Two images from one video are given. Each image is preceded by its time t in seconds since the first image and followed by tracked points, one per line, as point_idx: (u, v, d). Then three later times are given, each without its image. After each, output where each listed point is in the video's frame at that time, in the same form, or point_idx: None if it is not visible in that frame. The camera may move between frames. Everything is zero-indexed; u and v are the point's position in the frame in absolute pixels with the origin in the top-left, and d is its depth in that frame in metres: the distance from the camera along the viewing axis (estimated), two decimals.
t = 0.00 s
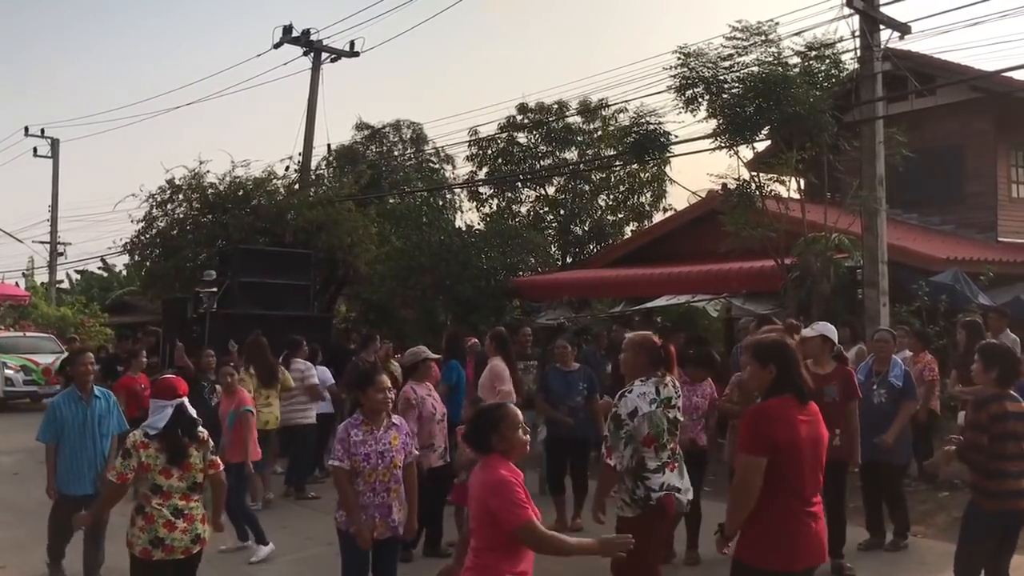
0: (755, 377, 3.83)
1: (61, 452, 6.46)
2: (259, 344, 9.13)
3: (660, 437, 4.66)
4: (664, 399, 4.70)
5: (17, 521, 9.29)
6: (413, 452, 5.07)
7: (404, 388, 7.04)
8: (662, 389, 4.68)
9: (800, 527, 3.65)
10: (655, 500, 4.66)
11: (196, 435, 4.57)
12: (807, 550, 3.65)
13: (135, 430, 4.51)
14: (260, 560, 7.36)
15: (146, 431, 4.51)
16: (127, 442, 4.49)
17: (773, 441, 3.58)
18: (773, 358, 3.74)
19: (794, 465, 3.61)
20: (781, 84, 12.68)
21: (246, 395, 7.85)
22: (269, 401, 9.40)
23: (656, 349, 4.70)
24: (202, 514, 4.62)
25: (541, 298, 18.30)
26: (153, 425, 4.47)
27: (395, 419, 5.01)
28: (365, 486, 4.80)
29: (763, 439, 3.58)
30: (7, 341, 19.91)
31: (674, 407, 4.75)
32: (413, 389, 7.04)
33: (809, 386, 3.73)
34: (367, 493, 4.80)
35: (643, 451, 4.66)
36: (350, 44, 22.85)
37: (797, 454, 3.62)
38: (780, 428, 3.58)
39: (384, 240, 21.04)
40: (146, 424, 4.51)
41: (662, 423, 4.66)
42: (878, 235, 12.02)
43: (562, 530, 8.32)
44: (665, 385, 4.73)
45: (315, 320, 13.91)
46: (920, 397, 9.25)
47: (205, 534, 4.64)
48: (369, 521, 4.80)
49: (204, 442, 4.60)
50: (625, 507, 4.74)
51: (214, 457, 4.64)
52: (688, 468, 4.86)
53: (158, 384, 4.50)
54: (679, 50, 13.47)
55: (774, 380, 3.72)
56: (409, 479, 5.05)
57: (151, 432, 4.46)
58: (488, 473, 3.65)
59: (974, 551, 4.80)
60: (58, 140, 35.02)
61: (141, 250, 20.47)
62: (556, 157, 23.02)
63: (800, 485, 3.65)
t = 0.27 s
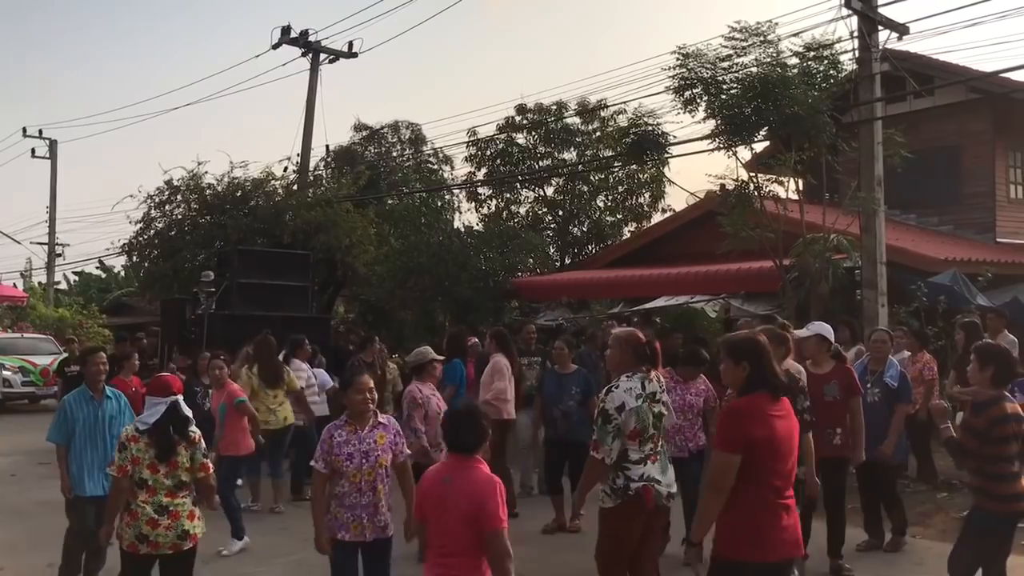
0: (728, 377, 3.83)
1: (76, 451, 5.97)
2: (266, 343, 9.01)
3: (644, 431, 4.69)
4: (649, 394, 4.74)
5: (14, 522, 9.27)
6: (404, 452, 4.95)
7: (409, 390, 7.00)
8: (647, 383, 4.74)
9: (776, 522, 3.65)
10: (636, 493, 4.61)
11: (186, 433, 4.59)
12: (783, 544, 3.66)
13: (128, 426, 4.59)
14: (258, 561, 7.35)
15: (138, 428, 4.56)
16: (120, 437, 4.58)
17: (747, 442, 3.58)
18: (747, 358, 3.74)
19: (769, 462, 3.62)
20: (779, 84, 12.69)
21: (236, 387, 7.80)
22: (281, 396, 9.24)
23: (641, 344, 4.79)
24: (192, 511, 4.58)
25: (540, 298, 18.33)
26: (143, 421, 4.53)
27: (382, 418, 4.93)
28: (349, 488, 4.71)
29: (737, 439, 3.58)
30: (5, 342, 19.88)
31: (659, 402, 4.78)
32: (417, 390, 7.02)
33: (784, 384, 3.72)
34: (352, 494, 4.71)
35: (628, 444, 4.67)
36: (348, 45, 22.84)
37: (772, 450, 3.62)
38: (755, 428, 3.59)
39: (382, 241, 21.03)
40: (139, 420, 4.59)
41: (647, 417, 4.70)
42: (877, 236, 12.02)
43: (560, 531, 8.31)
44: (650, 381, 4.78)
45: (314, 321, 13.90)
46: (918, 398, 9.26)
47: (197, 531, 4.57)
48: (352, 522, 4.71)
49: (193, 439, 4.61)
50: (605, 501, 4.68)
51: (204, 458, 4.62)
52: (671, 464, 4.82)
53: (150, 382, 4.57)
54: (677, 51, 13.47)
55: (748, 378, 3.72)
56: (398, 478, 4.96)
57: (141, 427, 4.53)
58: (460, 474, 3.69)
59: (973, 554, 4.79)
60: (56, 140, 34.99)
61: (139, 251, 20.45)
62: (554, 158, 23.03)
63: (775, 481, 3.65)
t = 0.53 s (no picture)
0: (699, 380, 3.88)
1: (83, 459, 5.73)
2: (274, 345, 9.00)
3: (628, 434, 4.71)
4: (633, 399, 4.77)
5: (11, 524, 9.26)
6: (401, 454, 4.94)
7: (411, 389, 6.98)
8: (632, 388, 4.77)
9: (750, 523, 3.74)
10: (617, 498, 4.66)
11: (180, 433, 4.60)
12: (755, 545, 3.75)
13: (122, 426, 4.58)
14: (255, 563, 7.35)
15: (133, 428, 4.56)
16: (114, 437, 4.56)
17: (733, 449, 3.59)
18: (721, 360, 3.80)
19: (748, 464, 3.69)
20: (777, 86, 12.70)
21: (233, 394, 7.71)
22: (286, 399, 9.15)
23: (626, 349, 4.86)
24: (181, 512, 4.58)
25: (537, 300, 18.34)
26: (138, 421, 4.52)
27: (378, 420, 4.91)
28: (344, 491, 4.71)
29: (723, 445, 3.60)
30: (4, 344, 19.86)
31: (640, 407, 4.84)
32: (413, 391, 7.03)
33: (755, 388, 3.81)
34: (347, 496, 4.70)
35: (613, 449, 4.67)
36: (346, 47, 22.85)
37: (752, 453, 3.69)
38: (740, 433, 3.62)
39: (380, 243, 21.03)
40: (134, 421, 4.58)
41: (631, 421, 4.73)
42: (875, 238, 12.03)
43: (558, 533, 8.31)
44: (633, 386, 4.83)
45: (312, 323, 13.89)
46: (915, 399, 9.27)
47: (184, 532, 4.58)
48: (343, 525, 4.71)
49: (188, 440, 4.63)
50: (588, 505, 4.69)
51: (197, 458, 4.62)
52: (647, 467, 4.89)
53: (147, 382, 4.58)
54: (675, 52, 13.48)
55: (721, 381, 3.78)
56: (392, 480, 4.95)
57: (136, 427, 4.52)
58: (439, 476, 3.67)
59: (964, 553, 4.80)
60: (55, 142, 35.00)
61: (137, 253, 20.45)
62: (553, 160, 23.04)
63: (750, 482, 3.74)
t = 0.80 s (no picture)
0: (677, 384, 4.07)
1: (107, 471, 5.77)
2: (279, 345, 9.05)
3: (607, 440, 4.72)
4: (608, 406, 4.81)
5: (10, 526, 9.23)
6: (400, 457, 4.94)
7: (405, 391, 6.98)
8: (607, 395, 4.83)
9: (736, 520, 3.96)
10: (592, 502, 4.62)
11: (167, 434, 4.59)
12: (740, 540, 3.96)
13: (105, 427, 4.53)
14: (252, 566, 7.33)
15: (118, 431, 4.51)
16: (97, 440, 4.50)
17: (732, 448, 3.77)
18: (702, 364, 4.01)
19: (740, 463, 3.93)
20: (776, 87, 12.70)
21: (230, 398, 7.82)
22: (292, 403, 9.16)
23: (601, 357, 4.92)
24: (175, 511, 4.60)
25: (536, 301, 18.32)
26: (125, 423, 4.49)
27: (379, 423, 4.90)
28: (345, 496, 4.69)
29: (722, 443, 3.78)
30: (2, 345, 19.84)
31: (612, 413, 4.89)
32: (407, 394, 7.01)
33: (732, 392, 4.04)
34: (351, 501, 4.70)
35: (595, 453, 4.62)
36: (346, 48, 22.84)
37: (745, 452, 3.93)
38: (736, 433, 3.81)
39: (379, 244, 21.02)
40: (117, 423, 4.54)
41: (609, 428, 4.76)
42: (874, 239, 12.01)
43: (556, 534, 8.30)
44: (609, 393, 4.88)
45: (311, 324, 13.88)
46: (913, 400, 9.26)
47: (179, 532, 4.60)
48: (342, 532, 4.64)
49: (174, 439, 4.63)
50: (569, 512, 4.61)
51: (185, 456, 4.64)
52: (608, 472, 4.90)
53: (133, 382, 4.54)
54: (674, 54, 13.47)
55: (702, 383, 3.98)
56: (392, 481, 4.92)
57: (122, 430, 4.49)
58: (420, 480, 3.63)
59: (955, 555, 4.81)
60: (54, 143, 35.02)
61: (136, 254, 20.44)
62: (552, 161, 23.04)
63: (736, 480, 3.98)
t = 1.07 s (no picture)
0: (659, 382, 4.07)
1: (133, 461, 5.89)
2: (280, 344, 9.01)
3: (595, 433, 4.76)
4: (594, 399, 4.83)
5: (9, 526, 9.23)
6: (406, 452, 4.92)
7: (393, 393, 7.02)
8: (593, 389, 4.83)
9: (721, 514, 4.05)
10: (593, 494, 4.73)
11: (142, 429, 4.56)
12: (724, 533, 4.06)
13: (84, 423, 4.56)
14: (251, 567, 7.33)
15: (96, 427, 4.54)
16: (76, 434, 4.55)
17: (728, 439, 3.87)
18: (686, 360, 4.04)
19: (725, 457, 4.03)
20: (776, 89, 12.70)
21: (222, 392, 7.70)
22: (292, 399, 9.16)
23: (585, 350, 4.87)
24: (153, 506, 4.59)
25: (536, 301, 18.32)
26: (99, 419, 4.50)
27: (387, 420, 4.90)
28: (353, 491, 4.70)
29: (722, 439, 3.87)
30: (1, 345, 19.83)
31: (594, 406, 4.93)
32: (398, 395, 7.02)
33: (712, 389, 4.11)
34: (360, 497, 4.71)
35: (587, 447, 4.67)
36: (346, 48, 22.84)
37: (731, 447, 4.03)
38: (729, 425, 3.92)
39: (379, 245, 21.02)
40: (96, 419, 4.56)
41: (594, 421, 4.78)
42: (873, 240, 12.00)
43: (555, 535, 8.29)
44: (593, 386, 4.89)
45: (310, 324, 13.88)
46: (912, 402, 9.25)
47: (158, 527, 4.60)
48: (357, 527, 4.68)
49: (152, 434, 4.59)
50: (565, 505, 4.67)
51: (163, 450, 4.59)
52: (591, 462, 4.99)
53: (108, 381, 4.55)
54: (674, 55, 13.47)
55: (687, 381, 4.02)
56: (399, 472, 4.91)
57: (96, 426, 4.51)
58: (424, 477, 3.71)
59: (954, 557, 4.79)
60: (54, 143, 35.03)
61: (135, 254, 20.44)
62: (552, 162, 23.04)
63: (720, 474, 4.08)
